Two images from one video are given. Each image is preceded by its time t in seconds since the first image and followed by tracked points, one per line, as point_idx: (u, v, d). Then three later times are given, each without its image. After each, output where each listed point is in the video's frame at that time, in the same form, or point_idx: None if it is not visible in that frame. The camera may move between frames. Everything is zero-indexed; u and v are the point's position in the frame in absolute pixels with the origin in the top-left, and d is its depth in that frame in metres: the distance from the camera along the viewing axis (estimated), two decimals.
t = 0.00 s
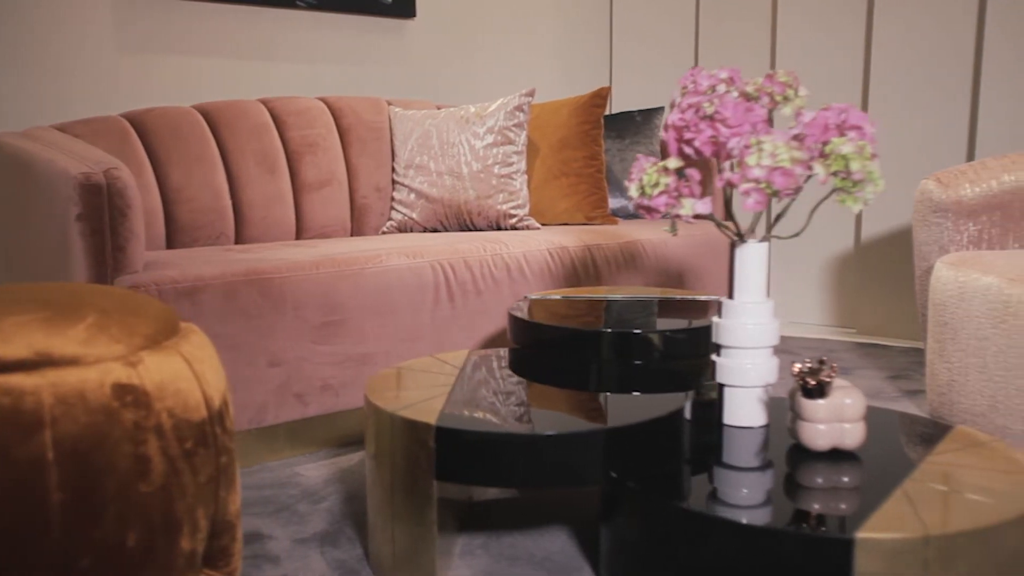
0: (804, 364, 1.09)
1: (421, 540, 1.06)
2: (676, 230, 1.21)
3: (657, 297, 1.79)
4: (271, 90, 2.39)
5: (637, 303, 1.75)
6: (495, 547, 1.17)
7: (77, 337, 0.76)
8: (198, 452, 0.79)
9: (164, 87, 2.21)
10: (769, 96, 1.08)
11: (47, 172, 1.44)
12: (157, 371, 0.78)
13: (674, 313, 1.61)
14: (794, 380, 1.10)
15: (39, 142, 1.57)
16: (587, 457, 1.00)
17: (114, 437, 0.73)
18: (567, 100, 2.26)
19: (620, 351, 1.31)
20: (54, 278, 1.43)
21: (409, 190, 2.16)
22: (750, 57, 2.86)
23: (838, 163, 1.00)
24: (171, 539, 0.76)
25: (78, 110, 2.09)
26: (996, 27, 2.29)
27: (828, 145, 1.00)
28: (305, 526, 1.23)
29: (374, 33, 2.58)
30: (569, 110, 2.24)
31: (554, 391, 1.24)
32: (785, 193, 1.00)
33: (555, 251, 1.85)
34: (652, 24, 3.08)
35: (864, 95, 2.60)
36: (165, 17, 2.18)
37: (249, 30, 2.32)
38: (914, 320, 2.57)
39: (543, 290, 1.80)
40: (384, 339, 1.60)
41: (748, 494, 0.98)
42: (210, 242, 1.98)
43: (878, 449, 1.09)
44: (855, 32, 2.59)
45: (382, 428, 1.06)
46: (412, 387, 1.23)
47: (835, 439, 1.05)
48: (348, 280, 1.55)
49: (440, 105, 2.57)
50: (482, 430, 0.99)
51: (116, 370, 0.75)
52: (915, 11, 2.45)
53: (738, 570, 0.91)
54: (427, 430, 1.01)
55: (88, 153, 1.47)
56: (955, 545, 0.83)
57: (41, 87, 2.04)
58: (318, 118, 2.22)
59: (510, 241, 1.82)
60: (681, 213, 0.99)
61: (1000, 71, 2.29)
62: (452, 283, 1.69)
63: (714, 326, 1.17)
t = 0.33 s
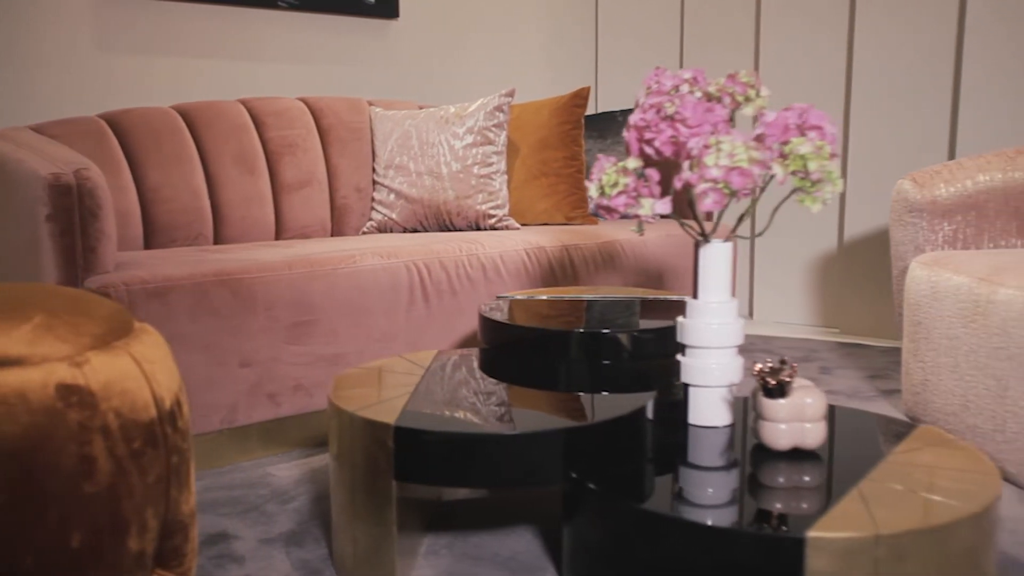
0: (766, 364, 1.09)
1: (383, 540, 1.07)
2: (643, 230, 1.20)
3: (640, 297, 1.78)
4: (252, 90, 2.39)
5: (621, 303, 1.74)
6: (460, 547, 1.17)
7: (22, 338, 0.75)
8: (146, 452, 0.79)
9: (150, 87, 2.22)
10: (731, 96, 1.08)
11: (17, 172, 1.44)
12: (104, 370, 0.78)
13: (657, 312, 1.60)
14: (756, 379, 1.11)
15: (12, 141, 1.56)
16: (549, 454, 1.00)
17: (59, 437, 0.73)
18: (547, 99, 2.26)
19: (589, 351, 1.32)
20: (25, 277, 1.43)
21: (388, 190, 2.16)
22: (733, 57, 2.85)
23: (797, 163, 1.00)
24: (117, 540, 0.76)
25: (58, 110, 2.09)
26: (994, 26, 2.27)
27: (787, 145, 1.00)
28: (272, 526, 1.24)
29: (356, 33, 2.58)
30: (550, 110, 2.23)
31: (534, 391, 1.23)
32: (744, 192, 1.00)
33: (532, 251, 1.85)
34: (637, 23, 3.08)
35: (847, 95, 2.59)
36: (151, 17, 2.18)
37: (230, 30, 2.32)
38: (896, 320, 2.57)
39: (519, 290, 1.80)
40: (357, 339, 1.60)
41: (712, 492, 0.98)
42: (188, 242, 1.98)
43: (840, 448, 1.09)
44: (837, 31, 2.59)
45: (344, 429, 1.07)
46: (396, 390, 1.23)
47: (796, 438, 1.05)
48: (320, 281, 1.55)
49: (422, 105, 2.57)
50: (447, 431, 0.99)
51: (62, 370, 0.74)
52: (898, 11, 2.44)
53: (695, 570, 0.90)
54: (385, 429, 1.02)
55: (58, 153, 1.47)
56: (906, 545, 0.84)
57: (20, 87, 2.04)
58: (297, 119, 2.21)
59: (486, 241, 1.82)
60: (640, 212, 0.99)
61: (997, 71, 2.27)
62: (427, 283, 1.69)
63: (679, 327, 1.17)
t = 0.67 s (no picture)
0: (736, 364, 1.09)
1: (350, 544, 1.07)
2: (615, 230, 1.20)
3: (624, 297, 1.79)
4: (237, 91, 2.39)
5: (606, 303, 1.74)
6: (432, 548, 1.17)
7: None
8: (105, 452, 0.79)
9: (133, 88, 2.22)
10: (701, 97, 1.08)
11: None
12: (61, 371, 0.78)
13: (644, 312, 1.60)
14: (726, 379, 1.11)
15: None
16: (518, 454, 1.00)
17: (15, 438, 0.73)
18: (532, 100, 2.27)
19: (564, 350, 1.32)
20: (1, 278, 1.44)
21: (372, 191, 2.16)
22: (719, 57, 2.85)
23: (764, 163, 1.00)
24: (75, 540, 0.77)
25: (41, 110, 2.10)
26: (993, 26, 2.23)
27: (755, 145, 1.00)
28: (245, 526, 1.24)
29: (341, 33, 2.58)
30: (533, 110, 2.23)
31: (513, 391, 1.23)
32: (711, 192, 1.00)
33: (513, 251, 1.85)
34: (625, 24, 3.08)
35: (833, 94, 2.60)
36: (138, 17, 2.20)
37: (215, 31, 2.33)
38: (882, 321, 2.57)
39: (499, 291, 1.80)
40: (336, 339, 1.61)
41: (684, 492, 0.98)
42: (170, 242, 1.98)
43: (808, 447, 1.09)
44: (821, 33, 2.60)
45: (313, 430, 1.07)
46: (382, 390, 1.23)
47: (764, 438, 1.05)
48: (298, 281, 1.55)
49: (408, 105, 2.58)
50: (419, 431, 0.99)
51: (18, 371, 0.74)
52: (883, 11, 2.45)
53: (662, 570, 0.90)
54: (351, 429, 1.02)
55: (35, 153, 1.47)
56: (867, 544, 0.84)
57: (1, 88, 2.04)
58: (281, 119, 2.21)
59: (467, 241, 1.82)
60: (607, 213, 1.00)
61: (997, 71, 2.24)
62: (407, 283, 1.69)
63: (651, 327, 1.17)
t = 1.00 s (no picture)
0: (708, 364, 1.09)
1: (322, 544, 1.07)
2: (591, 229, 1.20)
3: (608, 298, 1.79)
4: (224, 92, 2.39)
5: (590, 303, 1.74)
6: (407, 548, 1.17)
7: None
8: (68, 453, 0.79)
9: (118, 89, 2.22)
10: (674, 96, 1.09)
11: None
12: (23, 371, 0.78)
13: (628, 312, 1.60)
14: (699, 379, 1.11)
15: None
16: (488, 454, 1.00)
17: None
18: (518, 100, 2.27)
19: (542, 351, 1.32)
20: None
21: (357, 191, 2.16)
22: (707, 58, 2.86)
23: (734, 163, 1.00)
24: (37, 541, 0.77)
25: (24, 111, 2.10)
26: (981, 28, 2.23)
27: (725, 145, 1.00)
28: (222, 526, 1.24)
29: (328, 33, 2.58)
30: (519, 110, 2.24)
31: (489, 391, 1.23)
32: (681, 192, 1.00)
33: (496, 251, 1.86)
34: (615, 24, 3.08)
35: (820, 96, 2.60)
36: (123, 18, 2.20)
37: (200, 32, 2.33)
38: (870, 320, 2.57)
39: (482, 291, 1.80)
40: (317, 340, 1.61)
41: (659, 492, 0.97)
42: (154, 243, 1.98)
43: (781, 447, 1.09)
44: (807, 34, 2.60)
45: (285, 430, 1.08)
46: (362, 390, 1.23)
47: (737, 439, 1.05)
48: (279, 282, 1.55)
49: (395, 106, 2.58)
50: (391, 432, 0.99)
51: None
52: (870, 12, 2.45)
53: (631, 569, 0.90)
54: (322, 429, 1.02)
55: (15, 153, 1.47)
56: (832, 543, 0.84)
57: None
58: (266, 120, 2.21)
59: (450, 241, 1.82)
60: (578, 213, 1.00)
61: (986, 71, 2.24)
62: (389, 283, 1.69)
63: (626, 327, 1.17)
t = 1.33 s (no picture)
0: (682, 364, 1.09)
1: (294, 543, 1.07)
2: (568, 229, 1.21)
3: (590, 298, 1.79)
4: (211, 92, 2.39)
5: (572, 304, 1.75)
6: (382, 548, 1.17)
7: None
8: (32, 454, 0.79)
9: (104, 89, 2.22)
10: (648, 96, 1.08)
11: None
12: None
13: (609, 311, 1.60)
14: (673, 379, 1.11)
15: None
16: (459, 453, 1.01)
17: None
18: (504, 100, 2.27)
19: (520, 351, 1.32)
20: None
21: (343, 191, 2.16)
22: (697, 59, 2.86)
23: (704, 163, 1.00)
24: None
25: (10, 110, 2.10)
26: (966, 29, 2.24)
27: (696, 146, 1.00)
28: (199, 526, 1.24)
29: (316, 33, 2.58)
30: (506, 110, 2.24)
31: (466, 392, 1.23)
32: (651, 192, 1.00)
33: (480, 251, 1.86)
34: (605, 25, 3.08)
35: (808, 96, 2.60)
36: (109, 18, 2.20)
37: (187, 32, 2.33)
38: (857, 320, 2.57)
39: (465, 291, 1.80)
40: (298, 340, 1.61)
41: (634, 492, 0.97)
42: (139, 244, 1.98)
43: (755, 447, 1.09)
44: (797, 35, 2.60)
45: (258, 430, 1.08)
46: (337, 390, 1.23)
47: (709, 438, 1.05)
48: (260, 282, 1.55)
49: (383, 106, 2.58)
50: (363, 432, 0.99)
51: None
52: (857, 14, 2.45)
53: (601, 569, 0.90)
54: (293, 429, 1.02)
55: None
56: (798, 543, 0.84)
57: None
58: (252, 120, 2.21)
59: (433, 241, 1.82)
60: (549, 213, 0.99)
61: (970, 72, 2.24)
62: (371, 283, 1.69)
63: (602, 327, 1.17)
